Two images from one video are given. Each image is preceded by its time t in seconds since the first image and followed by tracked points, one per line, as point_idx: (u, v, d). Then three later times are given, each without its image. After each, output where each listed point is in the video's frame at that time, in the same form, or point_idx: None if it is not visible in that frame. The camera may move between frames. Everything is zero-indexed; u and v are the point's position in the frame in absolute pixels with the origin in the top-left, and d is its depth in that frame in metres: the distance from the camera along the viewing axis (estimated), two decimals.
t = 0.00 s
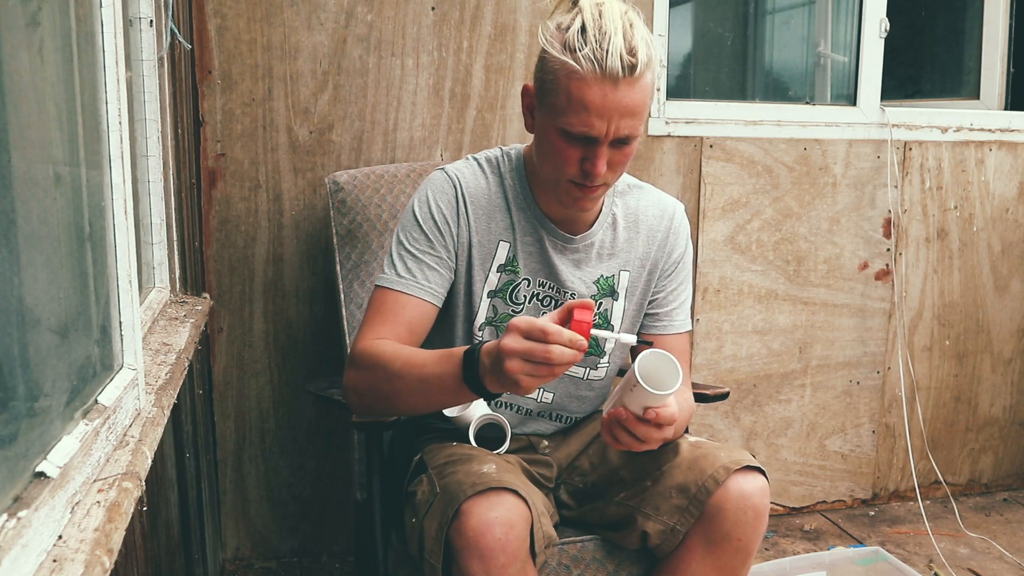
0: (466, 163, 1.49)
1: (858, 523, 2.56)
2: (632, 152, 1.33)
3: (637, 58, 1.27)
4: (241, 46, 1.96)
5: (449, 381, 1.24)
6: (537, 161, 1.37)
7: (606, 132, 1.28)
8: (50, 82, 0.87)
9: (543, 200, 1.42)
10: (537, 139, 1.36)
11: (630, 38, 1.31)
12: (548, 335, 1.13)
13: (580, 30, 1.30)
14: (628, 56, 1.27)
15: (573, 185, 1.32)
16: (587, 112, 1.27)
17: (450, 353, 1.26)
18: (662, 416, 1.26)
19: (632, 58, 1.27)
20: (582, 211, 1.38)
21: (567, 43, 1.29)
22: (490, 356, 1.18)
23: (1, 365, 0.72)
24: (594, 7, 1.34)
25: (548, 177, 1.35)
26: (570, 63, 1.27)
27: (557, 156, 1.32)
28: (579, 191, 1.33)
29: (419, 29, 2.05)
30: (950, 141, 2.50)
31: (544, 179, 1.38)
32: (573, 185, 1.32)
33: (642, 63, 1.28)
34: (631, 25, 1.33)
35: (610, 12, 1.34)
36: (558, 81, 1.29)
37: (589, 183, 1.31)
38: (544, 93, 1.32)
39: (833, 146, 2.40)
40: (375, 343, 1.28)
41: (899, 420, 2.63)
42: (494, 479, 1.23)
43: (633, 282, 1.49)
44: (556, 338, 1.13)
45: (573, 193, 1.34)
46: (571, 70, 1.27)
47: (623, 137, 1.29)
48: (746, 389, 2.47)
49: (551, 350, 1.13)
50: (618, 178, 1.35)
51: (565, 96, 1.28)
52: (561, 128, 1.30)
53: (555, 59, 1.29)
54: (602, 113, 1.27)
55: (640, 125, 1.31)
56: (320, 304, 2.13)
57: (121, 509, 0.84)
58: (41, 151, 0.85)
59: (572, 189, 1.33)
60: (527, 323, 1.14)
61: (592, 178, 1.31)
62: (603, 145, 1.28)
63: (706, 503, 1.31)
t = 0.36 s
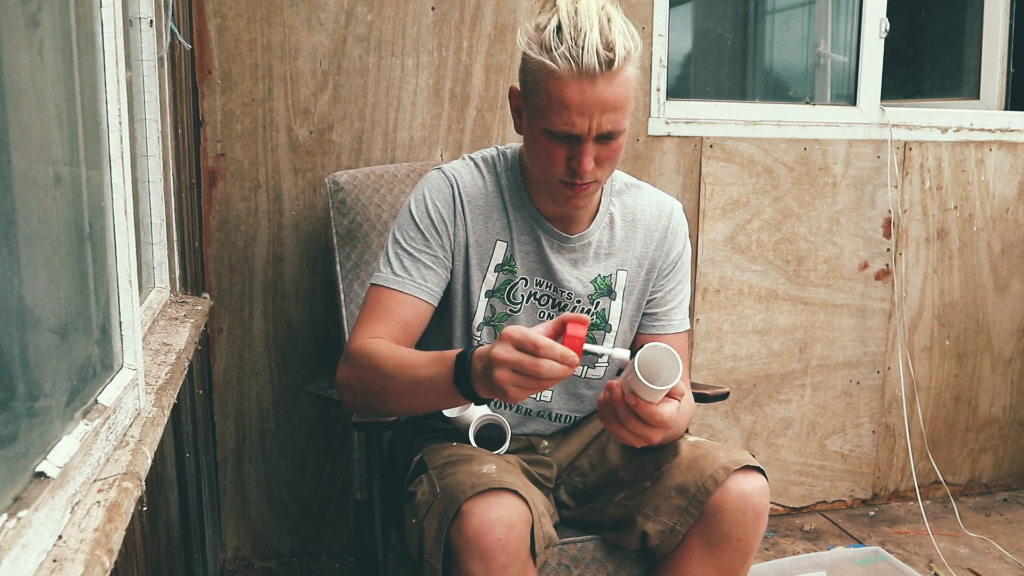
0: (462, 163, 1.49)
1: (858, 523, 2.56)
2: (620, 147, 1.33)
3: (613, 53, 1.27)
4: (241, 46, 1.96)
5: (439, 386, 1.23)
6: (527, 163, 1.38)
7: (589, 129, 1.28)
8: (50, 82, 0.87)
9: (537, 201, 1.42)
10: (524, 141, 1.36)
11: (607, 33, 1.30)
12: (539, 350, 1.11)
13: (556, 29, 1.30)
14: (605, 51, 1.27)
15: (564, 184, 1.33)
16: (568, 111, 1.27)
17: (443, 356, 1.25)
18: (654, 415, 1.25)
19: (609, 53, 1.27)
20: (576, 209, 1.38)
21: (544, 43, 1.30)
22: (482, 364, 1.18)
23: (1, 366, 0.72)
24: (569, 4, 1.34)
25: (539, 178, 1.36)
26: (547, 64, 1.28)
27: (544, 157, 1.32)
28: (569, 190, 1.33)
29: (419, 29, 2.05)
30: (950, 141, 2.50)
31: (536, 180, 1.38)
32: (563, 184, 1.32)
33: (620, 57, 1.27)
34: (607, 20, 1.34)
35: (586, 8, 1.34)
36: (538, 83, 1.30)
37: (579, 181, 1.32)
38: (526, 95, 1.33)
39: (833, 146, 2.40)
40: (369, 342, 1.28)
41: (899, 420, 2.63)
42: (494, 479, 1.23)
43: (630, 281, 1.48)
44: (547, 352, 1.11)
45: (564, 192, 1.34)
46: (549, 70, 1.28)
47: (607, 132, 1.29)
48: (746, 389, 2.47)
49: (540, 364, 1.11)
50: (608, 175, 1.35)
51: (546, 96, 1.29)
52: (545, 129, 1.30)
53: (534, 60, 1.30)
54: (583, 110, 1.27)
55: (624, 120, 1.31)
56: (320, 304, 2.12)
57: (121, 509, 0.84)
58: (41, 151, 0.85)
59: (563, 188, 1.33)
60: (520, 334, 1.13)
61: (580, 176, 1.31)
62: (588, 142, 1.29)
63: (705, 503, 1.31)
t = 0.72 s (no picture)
0: (458, 164, 1.49)
1: (858, 523, 2.56)
2: (612, 145, 1.33)
3: (596, 52, 1.27)
4: (241, 45, 1.96)
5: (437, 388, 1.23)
6: (522, 167, 1.38)
7: (578, 131, 1.28)
8: (50, 82, 0.87)
9: (535, 202, 1.42)
10: (516, 146, 1.37)
11: (589, 33, 1.30)
12: (539, 351, 1.12)
13: (536, 34, 1.30)
14: (588, 51, 1.27)
15: (559, 186, 1.33)
16: (555, 114, 1.27)
17: (442, 362, 1.25)
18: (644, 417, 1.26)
19: (592, 52, 1.27)
20: (574, 209, 1.38)
21: (526, 49, 1.30)
22: (481, 368, 1.18)
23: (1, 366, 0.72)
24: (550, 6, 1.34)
25: (534, 181, 1.36)
26: (531, 69, 1.28)
27: (537, 161, 1.32)
28: (565, 191, 1.33)
29: (419, 29, 2.05)
30: (950, 141, 2.50)
31: (533, 184, 1.38)
32: (558, 186, 1.33)
33: (603, 56, 1.27)
34: (587, 19, 1.33)
35: (566, 9, 1.34)
36: (523, 89, 1.30)
37: (573, 182, 1.32)
38: (514, 101, 1.33)
39: (833, 146, 2.40)
40: (367, 346, 1.28)
41: (899, 420, 2.63)
42: (494, 480, 1.23)
43: (629, 281, 1.48)
44: (547, 352, 1.12)
45: (560, 193, 1.34)
46: (533, 75, 1.28)
47: (597, 132, 1.29)
48: (746, 389, 2.47)
49: (541, 365, 1.12)
50: (603, 173, 1.35)
51: (533, 101, 1.29)
52: (535, 133, 1.30)
53: (518, 67, 1.30)
54: (570, 113, 1.27)
55: (614, 118, 1.31)
56: (320, 304, 2.13)
57: (121, 509, 0.84)
58: (41, 150, 0.85)
59: (558, 190, 1.33)
60: (517, 337, 1.13)
61: (574, 178, 1.31)
62: (578, 143, 1.29)
63: (704, 504, 1.31)
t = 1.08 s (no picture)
0: (447, 165, 1.49)
1: (858, 523, 2.56)
2: (587, 147, 1.31)
3: (559, 57, 1.25)
4: (241, 46, 1.96)
5: (436, 376, 1.24)
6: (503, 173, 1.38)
7: (547, 137, 1.27)
8: (50, 82, 0.87)
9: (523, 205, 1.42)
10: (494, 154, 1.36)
11: (553, 38, 1.29)
12: (534, 334, 1.13)
13: (500, 43, 1.29)
14: (550, 57, 1.25)
15: (537, 192, 1.33)
16: (523, 123, 1.26)
17: (438, 353, 1.26)
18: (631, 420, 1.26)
19: (554, 57, 1.25)
20: (558, 212, 1.37)
21: (490, 60, 1.29)
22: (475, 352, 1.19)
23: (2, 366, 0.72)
24: (514, 12, 1.32)
25: (514, 187, 1.36)
26: (495, 80, 1.27)
27: (514, 168, 1.32)
28: (544, 196, 1.33)
29: (419, 29, 2.05)
30: (950, 141, 2.50)
31: (515, 189, 1.38)
32: (537, 192, 1.32)
33: (567, 60, 1.25)
34: (552, 22, 1.32)
35: (529, 14, 1.32)
36: (492, 99, 1.29)
37: (550, 187, 1.31)
38: (486, 110, 1.33)
39: (833, 146, 2.40)
40: (361, 347, 1.30)
41: (899, 420, 2.63)
42: (493, 481, 1.23)
43: (620, 282, 1.47)
44: (541, 337, 1.13)
45: (539, 198, 1.34)
46: (498, 86, 1.27)
47: (568, 137, 1.28)
48: (746, 389, 2.47)
49: (535, 349, 1.13)
50: (582, 174, 1.33)
51: (501, 111, 1.28)
52: (507, 142, 1.30)
53: (485, 78, 1.29)
54: (538, 121, 1.26)
55: (586, 120, 1.29)
56: (320, 304, 2.12)
57: (121, 510, 0.84)
58: (41, 150, 0.85)
59: (538, 195, 1.33)
60: (515, 321, 1.15)
61: (550, 183, 1.30)
62: (549, 149, 1.27)
63: (703, 506, 1.31)
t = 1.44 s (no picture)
0: (430, 170, 1.50)
1: (858, 523, 2.56)
2: (558, 152, 1.30)
3: (516, 70, 1.23)
4: (241, 46, 1.96)
5: (414, 389, 1.25)
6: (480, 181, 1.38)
7: (513, 148, 1.26)
8: (50, 82, 0.87)
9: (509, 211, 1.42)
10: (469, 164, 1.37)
11: (512, 46, 1.26)
12: (502, 361, 1.14)
13: (461, 56, 1.28)
14: (508, 67, 1.23)
15: (512, 200, 1.33)
16: (487, 136, 1.26)
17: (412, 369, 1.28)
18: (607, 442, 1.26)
19: (512, 68, 1.24)
20: (536, 217, 1.37)
21: (453, 74, 1.28)
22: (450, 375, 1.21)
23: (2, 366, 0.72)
24: (473, 23, 1.29)
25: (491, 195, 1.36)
26: (458, 95, 1.26)
27: (487, 179, 1.32)
28: (518, 204, 1.33)
29: (419, 29, 2.05)
30: (950, 141, 2.50)
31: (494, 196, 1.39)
32: (511, 200, 1.33)
33: (524, 71, 1.23)
34: (511, 30, 1.29)
35: (487, 22, 1.28)
36: (459, 114, 1.29)
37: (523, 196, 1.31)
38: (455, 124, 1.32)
39: (833, 146, 2.40)
40: (343, 356, 1.32)
41: (899, 420, 2.63)
42: (491, 481, 1.23)
43: (609, 283, 1.46)
44: (510, 365, 1.14)
45: (515, 205, 1.34)
46: (461, 101, 1.26)
47: (534, 146, 1.27)
48: (746, 389, 2.47)
49: (502, 376, 1.14)
50: (556, 177, 1.33)
51: (467, 125, 1.28)
52: (477, 154, 1.30)
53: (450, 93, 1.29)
54: (502, 133, 1.25)
55: (553, 127, 1.28)
56: (320, 304, 2.12)
57: (121, 509, 0.84)
58: (41, 150, 0.85)
59: (513, 203, 1.33)
60: (485, 346, 1.16)
61: (521, 193, 1.30)
62: (517, 158, 1.26)
63: (703, 508, 1.31)
